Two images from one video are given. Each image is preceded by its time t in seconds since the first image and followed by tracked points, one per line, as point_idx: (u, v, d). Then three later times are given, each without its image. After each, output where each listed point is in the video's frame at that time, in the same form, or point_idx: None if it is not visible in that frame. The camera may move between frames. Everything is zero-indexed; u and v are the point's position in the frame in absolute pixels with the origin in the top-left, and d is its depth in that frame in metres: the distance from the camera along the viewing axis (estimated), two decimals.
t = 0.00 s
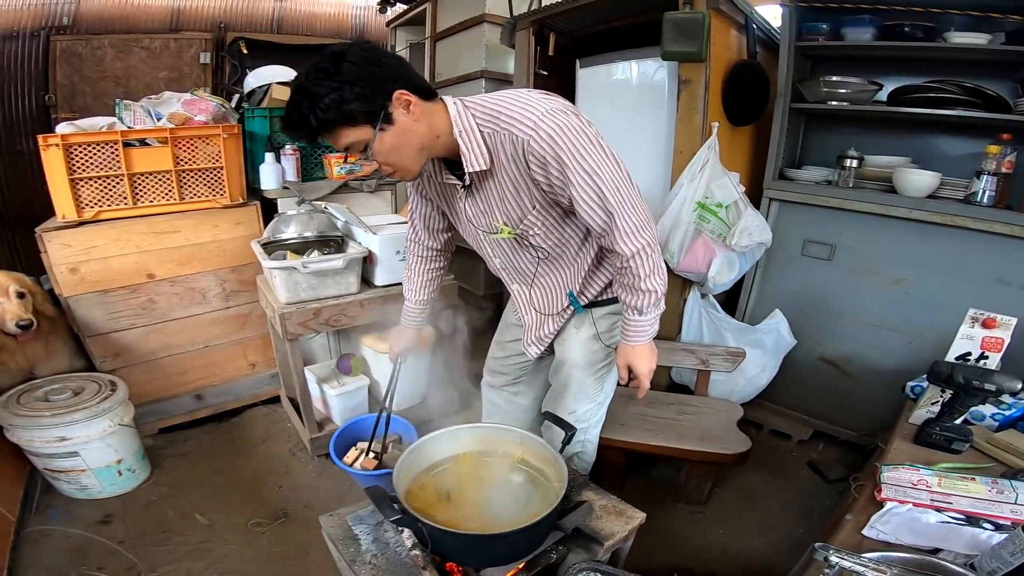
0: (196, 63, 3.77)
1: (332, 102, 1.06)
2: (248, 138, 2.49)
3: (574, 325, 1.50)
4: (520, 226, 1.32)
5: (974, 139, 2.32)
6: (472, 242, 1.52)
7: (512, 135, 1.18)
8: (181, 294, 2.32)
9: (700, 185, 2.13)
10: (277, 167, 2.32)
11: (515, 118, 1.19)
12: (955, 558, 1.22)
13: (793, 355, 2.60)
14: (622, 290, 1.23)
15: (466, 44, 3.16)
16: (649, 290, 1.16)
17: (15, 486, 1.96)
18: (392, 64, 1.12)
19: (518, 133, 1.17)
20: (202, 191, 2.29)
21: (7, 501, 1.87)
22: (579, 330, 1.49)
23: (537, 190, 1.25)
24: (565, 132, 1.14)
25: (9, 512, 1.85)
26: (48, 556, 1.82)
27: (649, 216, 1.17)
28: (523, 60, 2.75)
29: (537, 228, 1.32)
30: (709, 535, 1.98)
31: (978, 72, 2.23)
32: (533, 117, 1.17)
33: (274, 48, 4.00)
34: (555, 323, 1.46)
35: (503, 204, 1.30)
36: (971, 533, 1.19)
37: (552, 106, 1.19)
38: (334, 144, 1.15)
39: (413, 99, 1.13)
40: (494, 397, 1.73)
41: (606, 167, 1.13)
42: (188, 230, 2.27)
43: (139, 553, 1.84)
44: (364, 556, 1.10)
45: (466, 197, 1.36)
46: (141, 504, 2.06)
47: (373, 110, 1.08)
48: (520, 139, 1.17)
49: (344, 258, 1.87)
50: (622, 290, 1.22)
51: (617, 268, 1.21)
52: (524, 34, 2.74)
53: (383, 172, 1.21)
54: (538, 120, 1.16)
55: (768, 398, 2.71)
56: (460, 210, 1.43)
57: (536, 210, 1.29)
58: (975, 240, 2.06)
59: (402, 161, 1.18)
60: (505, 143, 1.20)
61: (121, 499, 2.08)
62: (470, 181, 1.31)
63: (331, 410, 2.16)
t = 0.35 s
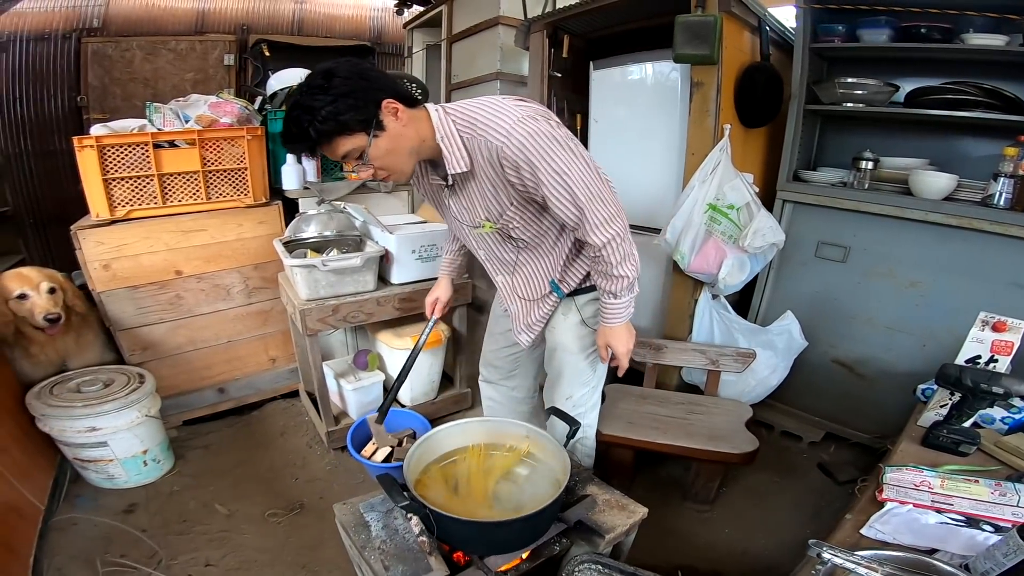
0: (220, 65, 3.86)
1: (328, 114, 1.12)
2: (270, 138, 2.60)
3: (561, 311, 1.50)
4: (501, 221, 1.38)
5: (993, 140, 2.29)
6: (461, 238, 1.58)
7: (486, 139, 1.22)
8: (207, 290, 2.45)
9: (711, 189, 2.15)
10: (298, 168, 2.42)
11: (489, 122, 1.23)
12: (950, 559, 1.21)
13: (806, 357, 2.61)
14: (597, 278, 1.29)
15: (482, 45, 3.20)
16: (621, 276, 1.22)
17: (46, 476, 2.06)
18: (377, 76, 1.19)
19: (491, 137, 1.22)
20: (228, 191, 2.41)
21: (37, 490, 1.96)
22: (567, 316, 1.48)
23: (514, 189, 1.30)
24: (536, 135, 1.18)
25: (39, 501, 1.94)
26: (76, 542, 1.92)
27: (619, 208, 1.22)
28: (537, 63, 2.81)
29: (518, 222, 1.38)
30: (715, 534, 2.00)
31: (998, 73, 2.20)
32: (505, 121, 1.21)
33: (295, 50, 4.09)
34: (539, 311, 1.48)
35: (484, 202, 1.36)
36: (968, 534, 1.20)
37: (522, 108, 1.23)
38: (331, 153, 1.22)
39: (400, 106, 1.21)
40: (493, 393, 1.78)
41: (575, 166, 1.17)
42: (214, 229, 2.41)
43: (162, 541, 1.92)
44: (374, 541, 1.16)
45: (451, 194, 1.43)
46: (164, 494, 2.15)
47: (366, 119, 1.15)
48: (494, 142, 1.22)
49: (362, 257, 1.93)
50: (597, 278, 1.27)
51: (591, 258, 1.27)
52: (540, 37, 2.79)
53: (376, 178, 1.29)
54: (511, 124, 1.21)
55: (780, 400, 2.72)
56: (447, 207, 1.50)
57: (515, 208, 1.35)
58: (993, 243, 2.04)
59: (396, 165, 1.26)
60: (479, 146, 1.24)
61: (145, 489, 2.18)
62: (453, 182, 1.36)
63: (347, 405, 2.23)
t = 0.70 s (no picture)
0: (245, 65, 4.01)
1: (322, 119, 1.26)
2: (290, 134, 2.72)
3: (550, 296, 1.68)
4: (483, 209, 1.52)
5: (1004, 140, 2.28)
6: (452, 228, 1.72)
7: (464, 135, 1.35)
8: (229, 280, 2.57)
9: (716, 185, 2.18)
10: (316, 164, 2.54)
11: (465, 119, 1.36)
12: (932, 554, 1.20)
13: (812, 355, 2.61)
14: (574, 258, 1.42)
15: (495, 46, 3.26)
16: (593, 256, 1.35)
17: (71, 457, 2.18)
18: (365, 83, 1.32)
19: (468, 133, 1.35)
20: (250, 186, 2.52)
21: (62, 471, 2.07)
22: (555, 300, 1.66)
23: (494, 179, 1.43)
24: (507, 128, 1.31)
25: (63, 481, 2.05)
26: (98, 519, 2.03)
27: (588, 191, 1.35)
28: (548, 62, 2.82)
29: (500, 209, 1.52)
30: (712, 529, 2.03)
31: (1011, 72, 2.18)
32: (479, 117, 1.35)
33: (316, 50, 4.21)
34: (527, 293, 1.66)
35: (468, 192, 1.50)
36: (950, 530, 1.20)
37: (494, 104, 1.36)
38: (326, 154, 1.35)
39: (386, 109, 1.33)
40: (495, 380, 1.93)
41: (545, 156, 1.31)
42: (237, 221, 2.52)
43: (176, 520, 2.02)
44: (368, 514, 1.23)
45: (438, 187, 1.58)
46: (180, 476, 2.26)
47: (355, 121, 1.27)
48: (470, 138, 1.35)
49: (374, 249, 2.02)
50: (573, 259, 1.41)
51: (567, 239, 1.40)
52: (550, 37, 2.80)
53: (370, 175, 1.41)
54: (484, 120, 1.34)
55: (786, 399, 2.72)
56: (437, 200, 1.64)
57: (496, 196, 1.49)
58: (1002, 242, 2.03)
59: (385, 162, 1.37)
60: (458, 142, 1.37)
61: (163, 471, 2.29)
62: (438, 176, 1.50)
63: (357, 392, 2.32)
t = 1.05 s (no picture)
0: (273, 66, 4.10)
1: (347, 119, 1.32)
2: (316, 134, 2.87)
3: (559, 288, 1.80)
4: (497, 203, 1.63)
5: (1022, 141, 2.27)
6: (464, 225, 1.82)
7: (482, 134, 1.46)
8: (257, 274, 2.70)
9: (727, 186, 2.21)
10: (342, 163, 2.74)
11: (483, 120, 1.47)
12: (924, 545, 1.16)
13: (824, 355, 2.63)
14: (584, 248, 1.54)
15: (513, 48, 3.33)
16: (603, 245, 1.47)
17: (105, 441, 2.30)
18: (387, 85, 1.38)
19: (485, 133, 1.46)
20: (279, 183, 2.67)
21: (97, 454, 2.19)
22: (563, 291, 1.79)
23: (509, 174, 1.55)
24: (522, 129, 1.43)
25: (97, 463, 2.17)
26: (130, 500, 2.14)
27: (596, 186, 1.48)
28: (564, 66, 2.88)
29: (514, 204, 1.63)
30: (718, 525, 2.07)
31: None
32: (496, 119, 1.46)
33: (339, 53, 4.34)
34: (537, 282, 1.77)
35: (483, 188, 1.60)
36: (945, 524, 1.21)
37: (509, 107, 1.49)
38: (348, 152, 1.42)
39: (406, 111, 1.41)
40: (504, 373, 2.10)
41: (558, 153, 1.44)
42: (266, 217, 2.65)
43: (202, 504, 2.13)
44: (385, 491, 1.33)
45: (454, 184, 1.68)
46: (206, 462, 2.37)
47: (378, 121, 1.35)
48: (488, 137, 1.46)
49: (395, 244, 2.13)
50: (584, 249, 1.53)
51: (578, 230, 1.53)
52: (566, 40, 2.85)
53: (389, 172, 1.49)
54: (500, 120, 1.45)
55: (797, 399, 2.74)
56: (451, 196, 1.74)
57: (510, 191, 1.60)
58: (1017, 243, 2.03)
59: (404, 160, 1.46)
60: (476, 140, 1.47)
61: (190, 457, 2.41)
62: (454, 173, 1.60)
63: (376, 383, 2.42)
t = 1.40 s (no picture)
0: (285, 69, 4.22)
1: (358, 125, 1.36)
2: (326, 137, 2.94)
3: (563, 286, 1.86)
4: (507, 203, 1.67)
5: None
6: (468, 228, 1.83)
7: (495, 135, 1.52)
8: (268, 273, 2.76)
9: (728, 188, 2.24)
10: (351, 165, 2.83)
11: (494, 123, 1.52)
12: (916, 542, 1.16)
13: (826, 356, 2.64)
14: (592, 244, 1.60)
15: (519, 51, 3.37)
16: (611, 239, 1.55)
17: (120, 436, 2.37)
18: (395, 92, 1.42)
19: (498, 134, 1.51)
20: (290, 185, 2.73)
21: (112, 449, 2.26)
22: (568, 288, 1.85)
23: (519, 175, 1.60)
24: (534, 130, 1.50)
25: (112, 458, 2.23)
26: (144, 493, 2.21)
27: (603, 183, 1.56)
28: (570, 69, 2.89)
29: (522, 204, 1.68)
30: (717, 522, 2.09)
31: None
32: (507, 121, 1.52)
33: (349, 55, 4.41)
34: (544, 280, 1.81)
35: (493, 189, 1.64)
36: (935, 521, 1.21)
37: (518, 111, 1.55)
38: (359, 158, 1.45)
39: (414, 117, 1.44)
40: (506, 371, 2.14)
41: (568, 153, 1.51)
42: (277, 217, 2.71)
43: (212, 497, 2.19)
44: (388, 483, 1.37)
45: (462, 186, 1.69)
46: (217, 457, 2.43)
47: (387, 127, 1.38)
48: (500, 138, 1.51)
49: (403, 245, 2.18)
50: (592, 246, 1.60)
51: (587, 227, 1.59)
52: (571, 43, 2.87)
53: (400, 176, 1.52)
54: (513, 122, 1.51)
55: (800, 399, 2.76)
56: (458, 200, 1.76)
57: (519, 192, 1.65)
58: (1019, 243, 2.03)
59: (414, 164, 1.49)
60: (489, 141, 1.52)
61: (202, 451, 2.47)
62: (464, 175, 1.62)
63: (383, 380, 2.47)
